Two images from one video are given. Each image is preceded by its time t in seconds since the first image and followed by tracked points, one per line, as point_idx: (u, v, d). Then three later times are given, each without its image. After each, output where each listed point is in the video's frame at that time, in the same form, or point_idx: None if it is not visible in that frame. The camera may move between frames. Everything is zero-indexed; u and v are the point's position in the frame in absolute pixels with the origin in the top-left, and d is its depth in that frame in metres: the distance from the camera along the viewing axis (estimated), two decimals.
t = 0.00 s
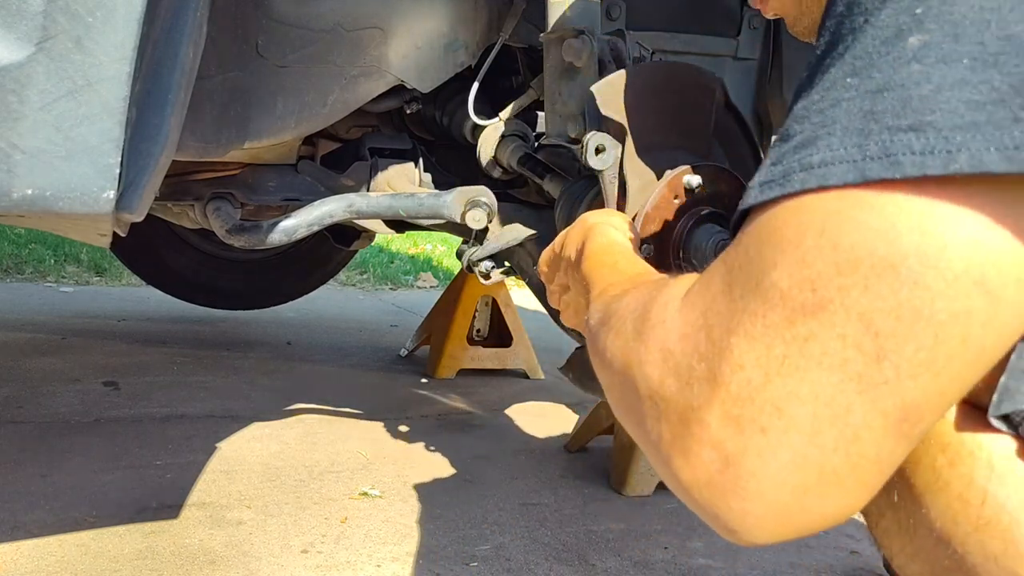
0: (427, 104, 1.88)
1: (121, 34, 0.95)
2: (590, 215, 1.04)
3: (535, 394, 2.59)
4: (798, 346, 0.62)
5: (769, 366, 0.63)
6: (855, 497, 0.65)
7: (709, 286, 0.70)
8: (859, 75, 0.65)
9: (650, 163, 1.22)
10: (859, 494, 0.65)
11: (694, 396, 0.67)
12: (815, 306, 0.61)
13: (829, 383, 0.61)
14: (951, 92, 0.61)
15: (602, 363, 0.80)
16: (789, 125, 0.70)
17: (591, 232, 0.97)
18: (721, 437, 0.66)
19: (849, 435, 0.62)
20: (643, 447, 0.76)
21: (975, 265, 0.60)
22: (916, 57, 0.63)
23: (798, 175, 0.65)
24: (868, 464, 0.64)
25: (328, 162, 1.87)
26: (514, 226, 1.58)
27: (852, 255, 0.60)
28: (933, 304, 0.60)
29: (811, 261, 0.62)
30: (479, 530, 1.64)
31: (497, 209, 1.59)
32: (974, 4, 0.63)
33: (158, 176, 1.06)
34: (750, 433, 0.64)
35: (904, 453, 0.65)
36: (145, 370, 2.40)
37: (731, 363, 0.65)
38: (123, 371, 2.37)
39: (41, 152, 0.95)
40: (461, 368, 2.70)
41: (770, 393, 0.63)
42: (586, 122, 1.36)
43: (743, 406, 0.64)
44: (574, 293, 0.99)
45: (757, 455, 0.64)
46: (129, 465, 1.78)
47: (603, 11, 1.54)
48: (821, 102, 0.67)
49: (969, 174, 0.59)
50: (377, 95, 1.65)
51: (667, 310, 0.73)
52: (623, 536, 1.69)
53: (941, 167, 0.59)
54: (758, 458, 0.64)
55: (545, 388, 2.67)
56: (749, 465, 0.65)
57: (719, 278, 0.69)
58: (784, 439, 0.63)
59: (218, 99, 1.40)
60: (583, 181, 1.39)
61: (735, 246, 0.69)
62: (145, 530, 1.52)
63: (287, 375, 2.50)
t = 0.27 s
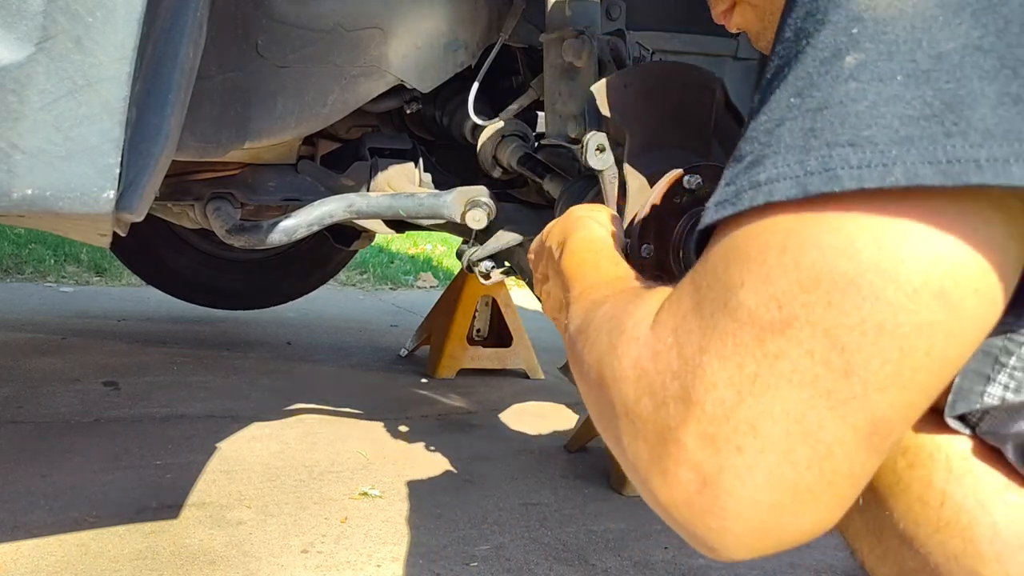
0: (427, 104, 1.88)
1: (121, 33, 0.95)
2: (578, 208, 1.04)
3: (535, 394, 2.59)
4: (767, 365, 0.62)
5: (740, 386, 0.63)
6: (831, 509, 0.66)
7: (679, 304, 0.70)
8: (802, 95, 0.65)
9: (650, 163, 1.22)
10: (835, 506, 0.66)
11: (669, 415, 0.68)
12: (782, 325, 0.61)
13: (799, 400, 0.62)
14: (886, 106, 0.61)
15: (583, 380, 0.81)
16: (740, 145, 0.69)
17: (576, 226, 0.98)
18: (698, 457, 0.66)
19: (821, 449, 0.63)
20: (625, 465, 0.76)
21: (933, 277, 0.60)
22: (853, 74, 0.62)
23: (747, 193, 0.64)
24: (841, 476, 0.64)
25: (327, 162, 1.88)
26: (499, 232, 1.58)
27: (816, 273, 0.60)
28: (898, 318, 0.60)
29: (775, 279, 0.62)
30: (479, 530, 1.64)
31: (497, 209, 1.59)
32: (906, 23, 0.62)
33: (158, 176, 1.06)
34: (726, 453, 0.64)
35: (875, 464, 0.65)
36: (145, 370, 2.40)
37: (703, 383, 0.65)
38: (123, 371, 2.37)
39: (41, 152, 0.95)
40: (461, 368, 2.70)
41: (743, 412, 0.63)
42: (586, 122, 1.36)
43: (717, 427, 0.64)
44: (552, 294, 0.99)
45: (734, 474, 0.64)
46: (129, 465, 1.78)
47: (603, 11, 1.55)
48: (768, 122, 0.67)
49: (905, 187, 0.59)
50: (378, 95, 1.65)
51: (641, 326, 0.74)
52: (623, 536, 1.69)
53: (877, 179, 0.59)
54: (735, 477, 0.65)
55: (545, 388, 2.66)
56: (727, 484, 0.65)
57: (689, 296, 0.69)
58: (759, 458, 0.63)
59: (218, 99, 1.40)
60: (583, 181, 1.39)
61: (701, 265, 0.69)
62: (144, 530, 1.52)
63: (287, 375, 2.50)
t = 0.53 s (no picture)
0: (427, 103, 1.87)
1: (121, 34, 0.95)
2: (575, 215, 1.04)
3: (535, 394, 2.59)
4: (742, 377, 0.63)
5: (717, 399, 0.64)
6: (811, 519, 0.67)
7: (659, 318, 0.71)
8: (779, 116, 0.65)
9: (650, 162, 1.22)
10: (814, 516, 0.67)
11: (650, 428, 0.69)
12: (754, 338, 0.62)
13: (774, 412, 0.63)
14: (860, 128, 0.62)
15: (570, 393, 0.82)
16: (718, 162, 0.70)
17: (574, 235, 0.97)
18: (678, 470, 0.67)
19: (798, 459, 0.64)
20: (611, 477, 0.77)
21: (902, 289, 0.61)
22: (827, 96, 0.63)
23: (727, 213, 0.65)
24: (817, 485, 0.65)
25: (328, 162, 1.88)
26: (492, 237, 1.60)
27: (789, 286, 0.62)
28: (869, 330, 0.61)
29: (747, 292, 0.63)
30: (479, 530, 1.64)
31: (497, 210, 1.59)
32: (878, 45, 0.63)
33: (158, 175, 1.06)
34: (705, 465, 0.65)
35: (852, 473, 0.66)
36: (146, 369, 2.40)
37: (682, 396, 0.66)
38: (123, 371, 2.37)
39: (42, 152, 0.95)
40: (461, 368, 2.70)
41: (719, 424, 0.64)
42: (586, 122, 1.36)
43: (696, 438, 0.65)
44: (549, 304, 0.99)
45: (712, 485, 0.65)
46: (129, 465, 1.78)
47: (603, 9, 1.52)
48: (745, 140, 0.67)
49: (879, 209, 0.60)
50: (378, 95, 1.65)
51: (623, 340, 0.75)
52: (623, 536, 1.69)
53: (852, 202, 0.60)
54: (714, 488, 0.66)
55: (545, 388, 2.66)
56: (706, 495, 0.66)
57: (667, 310, 0.70)
58: (736, 469, 0.64)
59: (218, 99, 1.40)
60: (583, 181, 1.39)
61: (678, 280, 0.70)
62: (144, 530, 1.52)
63: (288, 375, 2.50)
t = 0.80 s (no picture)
0: (426, 103, 1.87)
1: (121, 34, 0.95)
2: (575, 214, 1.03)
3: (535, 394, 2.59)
4: (721, 378, 0.63)
5: (697, 401, 0.64)
6: (798, 517, 0.67)
7: (642, 321, 0.71)
8: (750, 119, 0.65)
9: (650, 162, 1.21)
10: (802, 513, 0.67)
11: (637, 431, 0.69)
12: (731, 339, 0.62)
13: (754, 413, 0.63)
14: (826, 128, 0.62)
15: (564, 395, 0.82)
16: (696, 167, 0.70)
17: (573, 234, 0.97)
18: (664, 472, 0.67)
19: (781, 459, 0.64)
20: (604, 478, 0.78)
21: (874, 285, 0.61)
22: (794, 98, 0.63)
23: (703, 217, 0.66)
24: (803, 483, 0.65)
25: (328, 162, 1.88)
26: (493, 237, 1.59)
27: (763, 286, 0.61)
28: (844, 327, 0.61)
29: (723, 293, 0.63)
30: (479, 530, 1.64)
31: (496, 210, 1.59)
32: (842, 46, 0.63)
33: (158, 175, 1.06)
34: (689, 467, 0.65)
35: (837, 470, 0.66)
36: (146, 370, 2.40)
37: (664, 399, 0.66)
38: (123, 371, 2.37)
39: (42, 152, 0.95)
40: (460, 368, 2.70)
41: (701, 426, 0.64)
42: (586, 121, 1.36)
43: (680, 441, 0.66)
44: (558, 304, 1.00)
45: (698, 488, 0.66)
46: (129, 465, 1.78)
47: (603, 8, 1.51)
48: (719, 146, 0.67)
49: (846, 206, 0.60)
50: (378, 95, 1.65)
51: (610, 342, 0.75)
52: (623, 536, 1.69)
53: (819, 201, 0.60)
54: (699, 491, 0.66)
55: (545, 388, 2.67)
56: (692, 497, 0.66)
57: (648, 311, 0.70)
58: (720, 471, 0.65)
59: (218, 99, 1.40)
60: (583, 180, 1.39)
61: (657, 281, 0.70)
62: (144, 530, 1.52)
63: (288, 375, 2.50)
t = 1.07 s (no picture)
0: (426, 103, 1.87)
1: (121, 34, 0.95)
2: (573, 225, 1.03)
3: (535, 394, 2.60)
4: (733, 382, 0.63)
5: (710, 406, 0.64)
6: (818, 518, 0.67)
7: (649, 328, 0.71)
8: (735, 123, 0.66)
9: (650, 162, 1.20)
10: (820, 514, 0.67)
11: (649, 438, 0.69)
12: (741, 343, 0.62)
13: (768, 416, 0.63)
14: (803, 123, 0.62)
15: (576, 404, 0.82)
16: (689, 174, 0.71)
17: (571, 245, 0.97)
18: (680, 478, 0.67)
19: (799, 460, 0.64)
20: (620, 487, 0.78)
21: (881, 284, 0.61)
22: (773, 99, 0.64)
23: (694, 221, 0.66)
24: (820, 483, 0.65)
25: (328, 162, 1.88)
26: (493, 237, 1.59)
27: (771, 289, 0.62)
28: (856, 327, 0.61)
29: (731, 298, 0.63)
30: (479, 530, 1.64)
31: (496, 210, 1.59)
32: (817, 45, 0.64)
33: (158, 175, 1.06)
34: (706, 472, 0.65)
35: (852, 468, 0.67)
36: (146, 370, 2.40)
37: (676, 406, 0.67)
38: (123, 371, 2.37)
39: (42, 152, 0.95)
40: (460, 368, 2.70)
41: (715, 432, 0.64)
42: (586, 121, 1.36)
43: (694, 447, 0.66)
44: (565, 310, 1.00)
45: (715, 493, 0.66)
46: (129, 465, 1.78)
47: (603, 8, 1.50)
48: (708, 151, 0.68)
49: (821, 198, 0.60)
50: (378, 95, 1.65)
51: (618, 349, 0.75)
52: (623, 536, 1.69)
53: (796, 195, 0.60)
54: (717, 496, 0.66)
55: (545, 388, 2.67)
56: (710, 503, 0.66)
57: (655, 318, 0.70)
58: (737, 475, 0.65)
59: (218, 99, 1.40)
60: (583, 181, 1.39)
61: (662, 287, 0.70)
62: (144, 530, 1.52)
63: (288, 375, 2.50)
